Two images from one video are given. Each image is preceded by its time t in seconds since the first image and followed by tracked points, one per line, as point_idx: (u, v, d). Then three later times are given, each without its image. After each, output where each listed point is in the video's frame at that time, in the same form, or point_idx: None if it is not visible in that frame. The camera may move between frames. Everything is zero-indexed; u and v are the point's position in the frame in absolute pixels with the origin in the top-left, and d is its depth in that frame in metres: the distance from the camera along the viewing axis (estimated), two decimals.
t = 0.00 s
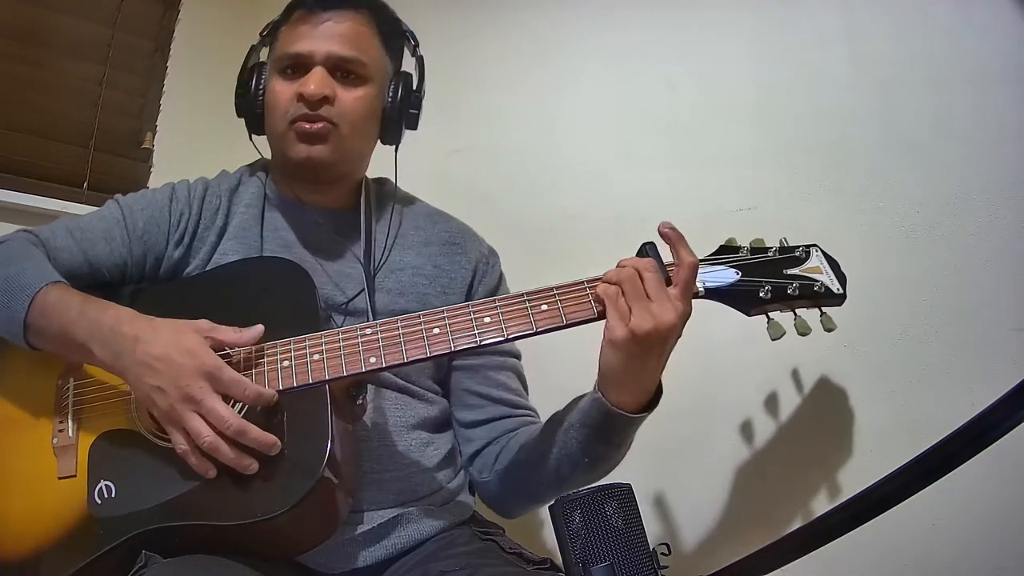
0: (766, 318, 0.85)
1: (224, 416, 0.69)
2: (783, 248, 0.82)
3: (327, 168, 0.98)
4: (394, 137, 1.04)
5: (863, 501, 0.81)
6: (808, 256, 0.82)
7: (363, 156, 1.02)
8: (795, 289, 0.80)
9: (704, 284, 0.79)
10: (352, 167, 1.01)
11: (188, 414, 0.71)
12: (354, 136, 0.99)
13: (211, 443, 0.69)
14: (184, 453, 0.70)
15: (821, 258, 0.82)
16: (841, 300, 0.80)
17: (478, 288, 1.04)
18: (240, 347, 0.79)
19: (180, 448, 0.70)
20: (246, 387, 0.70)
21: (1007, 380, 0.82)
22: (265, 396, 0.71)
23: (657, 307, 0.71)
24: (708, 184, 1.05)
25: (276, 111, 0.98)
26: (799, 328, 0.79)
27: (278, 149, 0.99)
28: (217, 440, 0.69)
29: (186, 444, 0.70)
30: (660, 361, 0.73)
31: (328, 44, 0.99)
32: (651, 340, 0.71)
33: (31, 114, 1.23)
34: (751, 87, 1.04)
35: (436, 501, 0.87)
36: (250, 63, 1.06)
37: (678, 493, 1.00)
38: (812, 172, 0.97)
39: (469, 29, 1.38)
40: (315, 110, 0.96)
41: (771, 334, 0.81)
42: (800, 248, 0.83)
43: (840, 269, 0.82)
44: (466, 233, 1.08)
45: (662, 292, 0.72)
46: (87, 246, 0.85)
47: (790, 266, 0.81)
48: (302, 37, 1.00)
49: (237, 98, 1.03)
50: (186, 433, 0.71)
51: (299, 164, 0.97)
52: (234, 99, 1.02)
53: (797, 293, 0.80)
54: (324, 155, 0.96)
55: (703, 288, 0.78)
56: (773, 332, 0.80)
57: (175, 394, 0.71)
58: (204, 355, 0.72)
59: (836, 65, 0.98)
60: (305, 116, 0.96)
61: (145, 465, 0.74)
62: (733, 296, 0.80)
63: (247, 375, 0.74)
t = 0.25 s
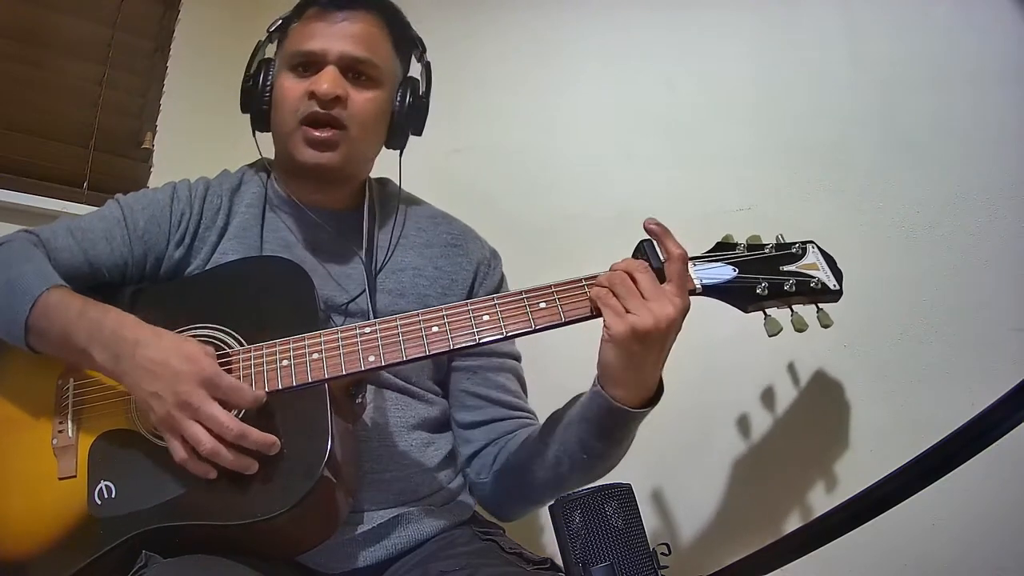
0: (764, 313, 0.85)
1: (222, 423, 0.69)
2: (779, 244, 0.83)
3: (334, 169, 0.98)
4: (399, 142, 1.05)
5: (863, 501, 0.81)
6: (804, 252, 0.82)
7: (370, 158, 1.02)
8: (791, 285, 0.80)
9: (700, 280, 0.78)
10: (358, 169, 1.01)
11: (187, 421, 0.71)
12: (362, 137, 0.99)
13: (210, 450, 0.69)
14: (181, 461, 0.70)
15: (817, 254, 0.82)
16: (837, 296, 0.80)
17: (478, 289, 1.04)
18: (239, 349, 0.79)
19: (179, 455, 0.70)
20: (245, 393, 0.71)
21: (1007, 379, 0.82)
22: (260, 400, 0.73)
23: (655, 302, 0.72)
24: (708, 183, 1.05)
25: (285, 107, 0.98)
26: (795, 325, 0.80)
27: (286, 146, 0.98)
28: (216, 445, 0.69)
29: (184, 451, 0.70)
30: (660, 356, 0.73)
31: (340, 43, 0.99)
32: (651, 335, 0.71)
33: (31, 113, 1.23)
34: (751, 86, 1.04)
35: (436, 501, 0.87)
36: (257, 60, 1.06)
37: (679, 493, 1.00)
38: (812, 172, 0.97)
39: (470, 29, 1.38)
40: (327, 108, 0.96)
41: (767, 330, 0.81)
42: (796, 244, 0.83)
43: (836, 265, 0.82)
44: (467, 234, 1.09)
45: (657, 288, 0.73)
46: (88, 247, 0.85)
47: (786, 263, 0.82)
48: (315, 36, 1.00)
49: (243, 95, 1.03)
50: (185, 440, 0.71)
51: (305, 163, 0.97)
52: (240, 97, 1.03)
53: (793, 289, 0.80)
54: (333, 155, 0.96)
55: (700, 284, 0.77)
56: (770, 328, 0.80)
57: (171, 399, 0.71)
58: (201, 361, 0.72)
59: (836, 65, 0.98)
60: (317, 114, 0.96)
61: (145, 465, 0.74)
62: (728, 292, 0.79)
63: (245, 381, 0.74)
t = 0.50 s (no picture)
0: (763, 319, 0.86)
1: (228, 416, 0.69)
2: (778, 248, 0.82)
3: (338, 168, 0.98)
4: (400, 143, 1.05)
5: (863, 501, 0.81)
6: (802, 257, 0.82)
7: (373, 158, 1.02)
8: (791, 290, 0.80)
9: (701, 284, 0.79)
10: (360, 168, 1.01)
11: (193, 412, 0.71)
12: (366, 138, 0.99)
13: (216, 443, 0.69)
14: (185, 452, 0.70)
15: (816, 259, 0.82)
16: (836, 301, 0.80)
17: (478, 290, 1.04)
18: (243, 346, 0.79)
19: (184, 446, 0.70)
20: (251, 386, 0.71)
21: (1007, 380, 0.82)
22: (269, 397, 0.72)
23: (653, 302, 0.73)
24: (708, 183, 1.05)
25: (290, 105, 0.98)
26: (795, 329, 0.82)
27: (290, 144, 0.98)
28: (221, 439, 0.69)
29: (190, 442, 0.71)
30: (659, 355, 0.74)
31: (346, 42, 0.99)
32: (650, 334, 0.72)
33: (30, 113, 1.23)
34: (750, 86, 1.04)
35: (436, 501, 0.87)
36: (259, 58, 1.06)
37: (679, 492, 1.00)
38: (812, 172, 0.97)
39: (470, 29, 1.38)
40: (333, 107, 0.96)
41: (766, 334, 0.82)
42: (795, 249, 0.83)
43: (835, 271, 0.82)
44: (468, 234, 1.09)
45: (654, 288, 0.74)
46: (88, 246, 0.85)
47: (786, 268, 0.81)
48: (321, 34, 1.00)
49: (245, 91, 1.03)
50: (191, 432, 0.71)
51: (308, 161, 0.97)
52: (244, 85, 1.02)
53: (792, 294, 0.80)
54: (337, 154, 0.96)
55: (700, 289, 0.78)
56: (770, 333, 0.80)
57: (180, 391, 0.71)
58: (210, 354, 0.72)
59: (836, 65, 0.98)
60: (322, 113, 0.96)
61: (145, 465, 0.74)
62: (728, 297, 0.80)
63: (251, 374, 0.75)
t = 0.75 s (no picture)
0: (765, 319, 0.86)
1: (224, 425, 0.69)
2: (778, 252, 0.83)
3: (337, 167, 0.98)
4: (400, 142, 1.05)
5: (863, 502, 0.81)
6: (803, 259, 0.82)
7: (372, 156, 1.02)
8: (791, 292, 0.80)
9: (701, 288, 0.78)
10: (359, 167, 1.02)
11: (190, 423, 0.70)
12: (365, 136, 0.99)
13: (214, 451, 0.69)
14: (183, 461, 0.70)
15: (817, 261, 0.82)
16: (836, 304, 0.80)
17: (478, 291, 1.04)
18: (239, 350, 0.79)
19: (180, 456, 0.70)
20: (247, 395, 0.71)
21: (1008, 379, 0.82)
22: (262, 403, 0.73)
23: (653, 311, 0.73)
24: (707, 183, 1.05)
25: (289, 105, 0.98)
26: (795, 331, 0.82)
27: (289, 143, 0.98)
28: (219, 448, 0.69)
29: (186, 452, 0.70)
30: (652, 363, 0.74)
31: (345, 42, 0.99)
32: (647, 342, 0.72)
33: (30, 113, 1.23)
34: (750, 86, 1.04)
35: (436, 501, 0.87)
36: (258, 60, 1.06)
37: (679, 492, 1.00)
38: (812, 172, 0.97)
39: (470, 29, 1.38)
40: (331, 106, 0.96)
41: (767, 337, 0.81)
42: (796, 251, 0.83)
43: (835, 272, 0.82)
44: (468, 234, 1.09)
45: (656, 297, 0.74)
46: (89, 247, 0.85)
47: (786, 270, 0.81)
48: (319, 34, 1.00)
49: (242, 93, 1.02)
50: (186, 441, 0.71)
51: (308, 160, 0.97)
52: (242, 86, 1.02)
53: (793, 296, 0.80)
54: (336, 153, 0.96)
55: (701, 291, 0.78)
56: (770, 336, 0.80)
57: (173, 400, 0.70)
58: (203, 364, 0.71)
59: (836, 65, 0.98)
60: (321, 112, 0.96)
61: (145, 466, 0.74)
62: (729, 299, 0.80)
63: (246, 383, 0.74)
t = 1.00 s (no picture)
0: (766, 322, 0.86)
1: (226, 419, 0.69)
2: (782, 255, 0.82)
3: (323, 168, 0.98)
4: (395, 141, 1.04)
5: (864, 501, 0.81)
6: (806, 263, 0.82)
7: (361, 155, 1.01)
8: (794, 296, 0.80)
9: (701, 289, 0.78)
10: (353, 166, 1.01)
11: (191, 416, 0.70)
12: (350, 135, 0.98)
13: (214, 447, 0.69)
14: (185, 454, 0.70)
15: (820, 265, 0.82)
16: (839, 307, 0.81)
17: (480, 293, 1.04)
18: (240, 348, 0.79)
19: (182, 450, 0.70)
20: (248, 389, 0.71)
21: (1008, 379, 0.82)
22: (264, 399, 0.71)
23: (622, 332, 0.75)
24: (708, 183, 1.05)
25: (275, 110, 0.98)
26: (797, 335, 0.82)
27: (276, 147, 0.99)
28: (219, 442, 0.69)
29: (188, 446, 0.70)
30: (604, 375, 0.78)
31: (328, 43, 0.99)
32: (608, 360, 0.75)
33: (29, 113, 1.22)
34: (750, 86, 1.04)
35: (436, 501, 0.87)
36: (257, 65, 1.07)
37: (679, 492, 1.00)
38: (812, 172, 0.97)
39: (470, 29, 1.38)
40: (311, 109, 0.95)
41: (768, 339, 0.82)
42: (799, 255, 0.83)
43: (838, 276, 0.82)
44: (468, 234, 1.08)
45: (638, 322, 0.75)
46: (89, 246, 0.85)
47: (789, 274, 0.81)
48: (302, 37, 1.00)
49: (240, 100, 1.04)
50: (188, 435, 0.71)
51: (295, 163, 0.97)
52: (239, 99, 1.03)
53: (795, 300, 0.80)
54: (319, 154, 0.96)
55: (702, 293, 0.77)
56: (772, 339, 0.81)
57: (176, 396, 0.71)
58: (206, 358, 0.72)
59: (836, 65, 0.98)
60: (301, 115, 0.96)
61: (145, 465, 0.74)
62: (731, 303, 0.80)
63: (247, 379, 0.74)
